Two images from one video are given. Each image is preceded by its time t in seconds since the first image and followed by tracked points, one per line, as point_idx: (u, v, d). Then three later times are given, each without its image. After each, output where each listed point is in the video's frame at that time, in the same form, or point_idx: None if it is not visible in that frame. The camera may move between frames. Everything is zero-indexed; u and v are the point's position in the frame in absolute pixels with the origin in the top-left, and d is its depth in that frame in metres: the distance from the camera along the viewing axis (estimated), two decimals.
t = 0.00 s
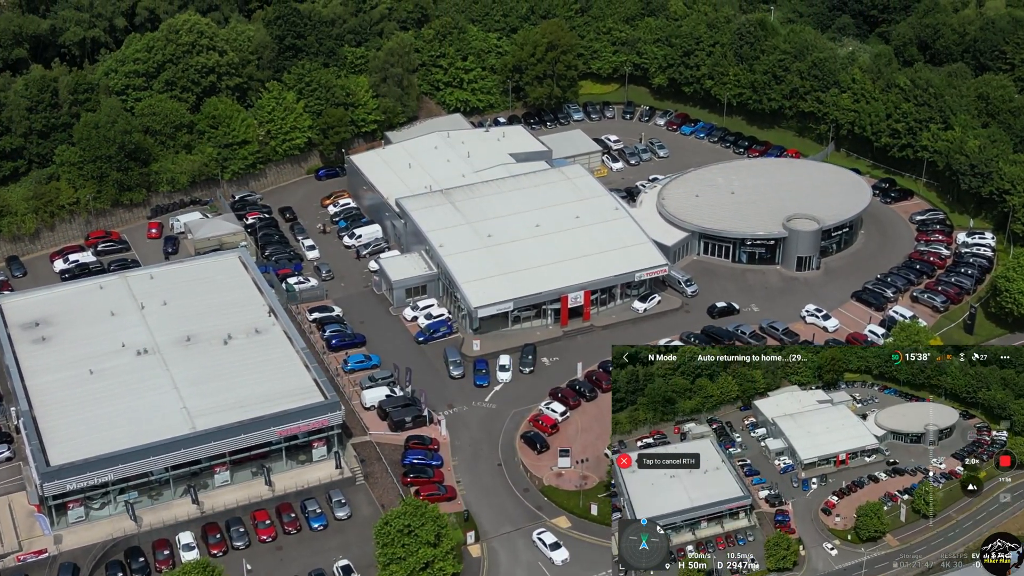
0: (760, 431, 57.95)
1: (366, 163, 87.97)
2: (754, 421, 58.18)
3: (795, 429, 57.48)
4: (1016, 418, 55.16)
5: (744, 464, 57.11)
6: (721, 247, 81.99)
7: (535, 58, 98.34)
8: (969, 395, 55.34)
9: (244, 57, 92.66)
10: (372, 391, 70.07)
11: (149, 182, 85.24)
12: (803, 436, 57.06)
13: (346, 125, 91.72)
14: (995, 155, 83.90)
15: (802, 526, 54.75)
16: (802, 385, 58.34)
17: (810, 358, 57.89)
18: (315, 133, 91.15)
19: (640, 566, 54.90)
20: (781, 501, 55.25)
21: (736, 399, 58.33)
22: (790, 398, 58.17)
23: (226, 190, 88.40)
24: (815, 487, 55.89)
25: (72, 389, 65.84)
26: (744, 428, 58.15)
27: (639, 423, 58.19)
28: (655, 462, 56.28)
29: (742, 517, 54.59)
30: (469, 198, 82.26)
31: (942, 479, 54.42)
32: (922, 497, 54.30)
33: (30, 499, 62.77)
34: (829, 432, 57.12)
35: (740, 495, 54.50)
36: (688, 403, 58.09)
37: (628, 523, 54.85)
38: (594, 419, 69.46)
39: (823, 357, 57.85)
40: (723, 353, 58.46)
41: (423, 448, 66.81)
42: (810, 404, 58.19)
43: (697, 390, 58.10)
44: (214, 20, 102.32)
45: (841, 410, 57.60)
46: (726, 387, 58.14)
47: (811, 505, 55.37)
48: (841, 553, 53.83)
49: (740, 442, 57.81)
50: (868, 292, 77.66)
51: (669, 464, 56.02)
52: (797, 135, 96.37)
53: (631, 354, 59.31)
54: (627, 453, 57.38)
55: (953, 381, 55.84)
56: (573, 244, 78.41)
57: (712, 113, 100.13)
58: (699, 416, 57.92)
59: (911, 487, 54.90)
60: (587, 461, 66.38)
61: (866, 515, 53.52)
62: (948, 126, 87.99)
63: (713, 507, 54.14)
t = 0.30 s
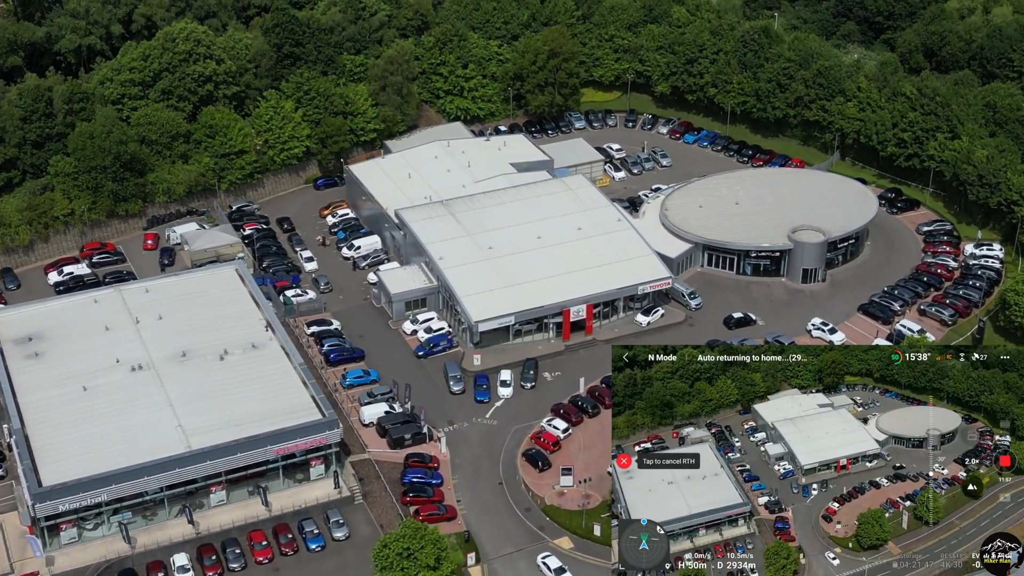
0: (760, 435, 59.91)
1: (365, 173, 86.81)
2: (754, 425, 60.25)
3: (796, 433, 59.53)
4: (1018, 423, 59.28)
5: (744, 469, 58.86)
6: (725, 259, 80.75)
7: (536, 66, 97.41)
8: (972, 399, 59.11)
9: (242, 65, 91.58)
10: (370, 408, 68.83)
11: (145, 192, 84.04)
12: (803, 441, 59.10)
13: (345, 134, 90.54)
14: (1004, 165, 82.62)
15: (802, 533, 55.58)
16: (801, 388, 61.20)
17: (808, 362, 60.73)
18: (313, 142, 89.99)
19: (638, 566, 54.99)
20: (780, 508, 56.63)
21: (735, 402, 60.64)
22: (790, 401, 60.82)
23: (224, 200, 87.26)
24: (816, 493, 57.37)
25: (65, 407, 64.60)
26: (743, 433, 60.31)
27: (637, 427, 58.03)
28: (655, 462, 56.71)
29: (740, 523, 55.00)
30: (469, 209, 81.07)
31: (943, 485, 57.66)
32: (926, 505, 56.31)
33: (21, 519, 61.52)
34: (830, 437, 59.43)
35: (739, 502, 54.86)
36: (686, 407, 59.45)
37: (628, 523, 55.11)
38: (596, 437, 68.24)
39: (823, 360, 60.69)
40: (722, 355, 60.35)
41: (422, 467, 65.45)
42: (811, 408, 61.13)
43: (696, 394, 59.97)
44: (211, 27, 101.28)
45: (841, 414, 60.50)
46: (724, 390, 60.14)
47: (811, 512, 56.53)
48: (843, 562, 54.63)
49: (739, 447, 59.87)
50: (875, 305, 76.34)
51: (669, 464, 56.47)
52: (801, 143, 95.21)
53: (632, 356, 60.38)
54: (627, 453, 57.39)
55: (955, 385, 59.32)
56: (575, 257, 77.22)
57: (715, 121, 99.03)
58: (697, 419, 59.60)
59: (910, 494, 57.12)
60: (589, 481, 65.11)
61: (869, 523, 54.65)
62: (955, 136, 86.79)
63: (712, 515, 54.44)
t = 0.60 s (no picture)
0: (760, 440, 58.94)
1: (364, 183, 85.65)
2: (753, 429, 59.19)
3: (795, 439, 58.48)
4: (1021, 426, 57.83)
5: (744, 474, 58.46)
6: (729, 271, 79.55)
7: (538, 74, 96.18)
8: (975, 403, 57.92)
9: (239, 73, 90.40)
10: (369, 425, 67.66)
11: (141, 204, 82.92)
12: (804, 447, 58.27)
13: (343, 143, 89.39)
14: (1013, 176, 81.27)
15: (802, 540, 55.87)
16: (801, 391, 59.90)
17: (808, 364, 59.31)
18: (311, 152, 88.83)
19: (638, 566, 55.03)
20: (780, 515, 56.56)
21: (734, 406, 59.51)
22: (789, 405, 59.69)
23: (221, 211, 86.16)
24: (816, 500, 57.28)
25: (58, 425, 63.41)
26: (743, 437, 59.03)
27: (634, 432, 58.05)
28: (654, 462, 56.92)
29: (739, 530, 54.89)
30: (470, 221, 79.90)
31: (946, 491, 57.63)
32: (929, 513, 55.93)
33: (13, 541, 60.33)
34: (831, 443, 58.53)
35: (738, 509, 54.70)
36: (685, 410, 58.64)
37: (628, 523, 55.31)
38: (599, 455, 67.04)
39: (823, 363, 59.17)
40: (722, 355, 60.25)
41: (422, 486, 64.17)
42: (811, 411, 59.81)
43: (695, 398, 59.43)
44: (208, 34, 100.06)
45: (841, 418, 59.10)
46: (722, 395, 59.61)
47: (811, 519, 56.74)
48: (844, 571, 54.55)
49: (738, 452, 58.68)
50: (882, 319, 75.04)
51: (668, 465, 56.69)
52: (806, 152, 94.07)
53: (631, 359, 59.33)
54: (626, 453, 57.72)
55: (958, 388, 58.48)
56: (577, 270, 76.05)
57: (718, 130, 97.93)
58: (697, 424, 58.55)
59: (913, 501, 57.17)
60: (592, 500, 63.87)
61: (872, 531, 54.48)
62: (962, 146, 85.57)
63: (710, 522, 54.24)
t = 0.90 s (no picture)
0: (760, 444, 61.30)
1: (363, 194, 84.49)
2: (753, 434, 61.62)
3: (795, 443, 60.75)
4: None
5: (745, 481, 60.26)
6: (734, 284, 78.32)
7: (539, 82, 95.01)
8: (976, 407, 58.90)
9: (236, 82, 89.34)
10: (368, 442, 66.43)
11: (137, 215, 81.79)
12: (804, 451, 60.19)
13: (343, 153, 88.27)
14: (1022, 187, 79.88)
15: (805, 550, 56.33)
16: (801, 395, 61.82)
17: (810, 366, 61.01)
18: (310, 161, 87.65)
19: (639, 567, 55.40)
20: (780, 523, 57.56)
21: (734, 410, 61.69)
22: (789, 409, 61.79)
23: (218, 221, 85.07)
24: (816, 506, 58.56)
25: (50, 444, 62.19)
26: (743, 442, 61.69)
27: (632, 437, 58.62)
28: (655, 462, 57.43)
29: (739, 538, 55.55)
30: (470, 233, 78.73)
31: (949, 497, 57.65)
32: (932, 520, 56.14)
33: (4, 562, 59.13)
34: (831, 447, 60.50)
35: (738, 516, 55.27)
36: (684, 414, 59.72)
37: (629, 523, 55.77)
38: (601, 474, 65.82)
39: (823, 366, 60.98)
40: (721, 358, 60.67)
41: (421, 505, 62.89)
42: (811, 415, 62.02)
43: (693, 402, 60.30)
44: (206, 40, 98.94)
45: (841, 422, 61.16)
46: (722, 399, 61.18)
47: (812, 526, 57.69)
48: None
49: (738, 457, 61.11)
50: (889, 332, 73.79)
51: (668, 464, 57.22)
52: (811, 162, 92.98)
53: (630, 360, 59.42)
54: (626, 453, 58.05)
55: (960, 392, 59.29)
56: (579, 283, 74.86)
57: (722, 138, 96.78)
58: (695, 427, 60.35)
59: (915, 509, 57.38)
60: (595, 520, 62.64)
61: (873, 540, 54.98)
62: (970, 155, 84.27)
63: (709, 530, 54.77)
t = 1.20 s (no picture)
0: (759, 449, 59.15)
1: (362, 205, 83.35)
2: (752, 438, 59.64)
3: (795, 448, 58.26)
4: None
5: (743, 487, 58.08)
6: (739, 297, 76.98)
7: (540, 91, 94.01)
8: (979, 410, 59.32)
9: (234, 92, 88.30)
10: (366, 461, 65.23)
11: (132, 227, 80.65)
12: (805, 456, 57.91)
13: (341, 163, 87.08)
14: None
15: (804, 558, 54.19)
16: (801, 399, 60.51)
17: (810, 369, 60.25)
18: (308, 172, 86.50)
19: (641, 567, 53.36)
20: (779, 531, 55.33)
21: (733, 414, 60.59)
22: (789, 413, 59.90)
23: (215, 233, 84.00)
24: (817, 513, 56.56)
25: (42, 464, 61.01)
26: (742, 446, 59.68)
27: (631, 441, 58.45)
28: (654, 462, 56.64)
29: (738, 545, 53.33)
30: (471, 246, 77.60)
31: (952, 503, 56.70)
32: (935, 529, 54.37)
33: None
34: (834, 452, 58.05)
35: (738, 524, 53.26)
36: (683, 419, 59.31)
37: (629, 524, 54.18)
38: (604, 494, 64.59)
39: (824, 371, 60.41)
40: (720, 359, 60.76)
41: (421, 527, 61.61)
42: (811, 420, 59.91)
43: (692, 406, 59.96)
44: (204, 49, 97.97)
45: (842, 426, 59.29)
46: (721, 403, 60.20)
47: (812, 533, 55.69)
48: None
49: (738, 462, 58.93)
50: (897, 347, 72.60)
51: (668, 465, 56.40)
52: (816, 172, 91.83)
53: (630, 363, 61.66)
54: (626, 453, 57.39)
55: (963, 396, 59.68)
56: (581, 297, 73.67)
57: (726, 148, 95.72)
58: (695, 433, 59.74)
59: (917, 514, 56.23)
60: (597, 542, 61.39)
61: (875, 548, 53.06)
62: (978, 167, 82.95)
63: (706, 538, 52.78)
